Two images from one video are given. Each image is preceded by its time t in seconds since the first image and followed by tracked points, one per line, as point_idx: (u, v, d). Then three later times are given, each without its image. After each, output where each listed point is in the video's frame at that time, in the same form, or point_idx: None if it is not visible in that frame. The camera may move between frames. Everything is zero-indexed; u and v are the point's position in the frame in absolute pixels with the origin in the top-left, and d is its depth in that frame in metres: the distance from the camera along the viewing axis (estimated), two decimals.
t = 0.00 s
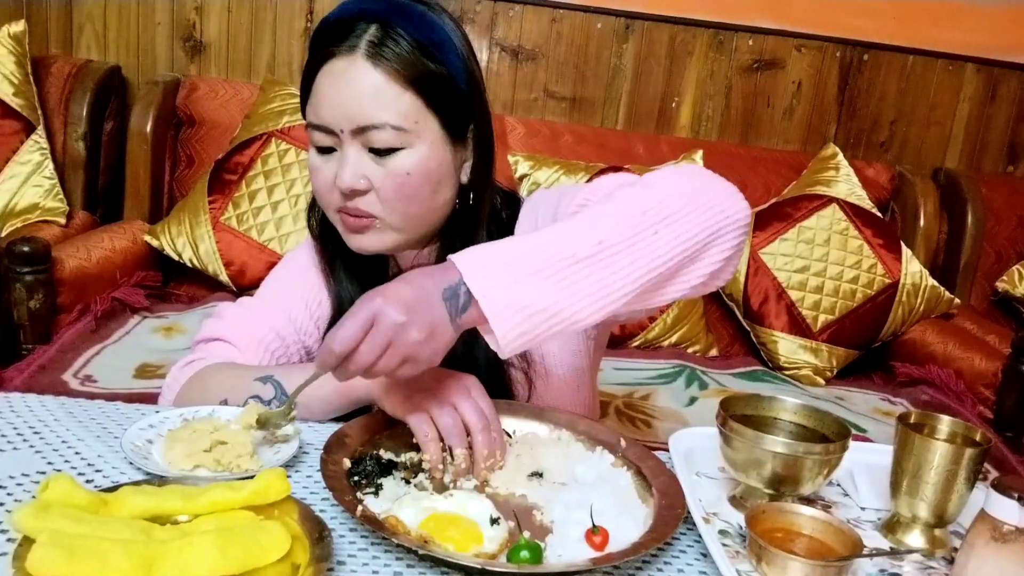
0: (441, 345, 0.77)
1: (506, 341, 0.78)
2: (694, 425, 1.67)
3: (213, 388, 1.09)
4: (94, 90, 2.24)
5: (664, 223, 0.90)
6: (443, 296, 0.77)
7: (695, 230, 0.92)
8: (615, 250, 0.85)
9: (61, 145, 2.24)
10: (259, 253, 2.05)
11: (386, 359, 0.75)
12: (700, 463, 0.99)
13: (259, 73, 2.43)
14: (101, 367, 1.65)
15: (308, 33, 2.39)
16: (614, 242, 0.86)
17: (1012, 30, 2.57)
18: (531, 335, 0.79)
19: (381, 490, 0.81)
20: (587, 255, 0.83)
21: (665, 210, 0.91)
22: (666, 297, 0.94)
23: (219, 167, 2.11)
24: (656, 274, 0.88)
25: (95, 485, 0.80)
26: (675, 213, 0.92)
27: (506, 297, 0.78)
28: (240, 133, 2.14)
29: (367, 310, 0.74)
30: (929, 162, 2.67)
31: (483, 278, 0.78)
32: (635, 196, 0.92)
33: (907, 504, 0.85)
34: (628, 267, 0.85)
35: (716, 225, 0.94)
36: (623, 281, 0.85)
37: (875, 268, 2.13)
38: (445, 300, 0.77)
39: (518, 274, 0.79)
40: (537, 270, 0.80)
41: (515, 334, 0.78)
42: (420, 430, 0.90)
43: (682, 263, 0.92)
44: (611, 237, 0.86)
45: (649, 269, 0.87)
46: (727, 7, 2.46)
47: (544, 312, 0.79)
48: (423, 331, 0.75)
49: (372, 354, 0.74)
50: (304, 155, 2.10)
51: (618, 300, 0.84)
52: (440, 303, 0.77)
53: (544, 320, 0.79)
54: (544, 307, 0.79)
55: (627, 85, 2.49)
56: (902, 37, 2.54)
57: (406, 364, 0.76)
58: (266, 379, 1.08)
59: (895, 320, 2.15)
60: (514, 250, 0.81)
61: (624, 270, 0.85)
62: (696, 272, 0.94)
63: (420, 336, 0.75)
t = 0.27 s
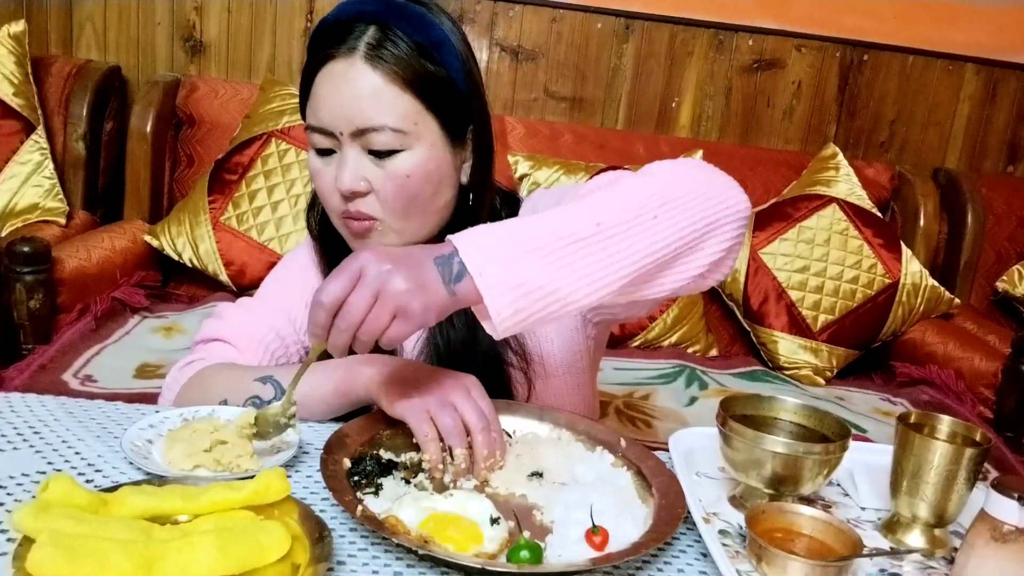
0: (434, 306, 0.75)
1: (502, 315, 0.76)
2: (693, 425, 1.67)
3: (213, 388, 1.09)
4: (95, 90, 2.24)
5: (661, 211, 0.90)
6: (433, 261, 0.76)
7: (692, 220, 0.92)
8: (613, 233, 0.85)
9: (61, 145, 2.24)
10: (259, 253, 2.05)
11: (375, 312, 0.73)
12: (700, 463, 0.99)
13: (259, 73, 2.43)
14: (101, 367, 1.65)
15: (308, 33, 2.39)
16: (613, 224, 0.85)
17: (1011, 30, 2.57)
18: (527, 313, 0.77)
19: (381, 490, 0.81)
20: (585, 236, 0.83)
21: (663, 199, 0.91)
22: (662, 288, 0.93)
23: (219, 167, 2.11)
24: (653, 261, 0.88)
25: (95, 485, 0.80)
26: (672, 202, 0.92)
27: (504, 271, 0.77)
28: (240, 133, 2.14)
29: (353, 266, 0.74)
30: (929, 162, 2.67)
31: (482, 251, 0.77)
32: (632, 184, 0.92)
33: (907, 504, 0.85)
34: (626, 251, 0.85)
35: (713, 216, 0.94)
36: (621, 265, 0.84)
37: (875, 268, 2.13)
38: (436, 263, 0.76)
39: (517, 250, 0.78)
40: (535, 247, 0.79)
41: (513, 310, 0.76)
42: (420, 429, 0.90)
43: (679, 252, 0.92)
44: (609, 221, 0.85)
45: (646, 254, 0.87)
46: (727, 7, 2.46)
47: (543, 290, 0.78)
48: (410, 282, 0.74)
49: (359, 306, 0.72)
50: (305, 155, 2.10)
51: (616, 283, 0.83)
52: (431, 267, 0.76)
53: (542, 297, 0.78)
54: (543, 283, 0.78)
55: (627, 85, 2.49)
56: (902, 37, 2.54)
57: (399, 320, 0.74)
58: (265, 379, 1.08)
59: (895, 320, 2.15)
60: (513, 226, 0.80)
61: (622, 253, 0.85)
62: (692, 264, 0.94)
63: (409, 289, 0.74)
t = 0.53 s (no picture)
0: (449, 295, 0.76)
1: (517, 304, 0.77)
2: (693, 425, 1.67)
3: (213, 388, 1.09)
4: (95, 90, 2.24)
5: (680, 211, 0.91)
6: (454, 247, 0.77)
7: (710, 222, 0.93)
8: (631, 231, 0.85)
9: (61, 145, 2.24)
10: (259, 253, 2.05)
11: (393, 294, 0.73)
12: (700, 462, 0.99)
13: (259, 73, 2.43)
14: (101, 367, 1.65)
15: (308, 33, 2.39)
16: (631, 221, 0.86)
17: (1012, 30, 2.57)
18: (542, 304, 0.78)
19: (381, 490, 0.81)
20: (604, 232, 0.83)
21: (682, 200, 0.92)
22: (675, 287, 0.94)
23: (219, 167, 2.11)
24: (669, 261, 0.88)
25: (95, 485, 0.80)
26: (692, 204, 0.92)
27: (521, 261, 0.77)
28: (240, 133, 2.14)
29: (375, 244, 0.74)
30: (929, 162, 2.67)
31: (500, 240, 0.78)
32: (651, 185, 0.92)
33: (907, 504, 0.85)
34: (642, 249, 0.85)
35: (728, 219, 0.94)
36: (637, 262, 0.84)
37: (875, 268, 2.13)
38: (456, 250, 0.77)
39: (535, 241, 0.79)
40: (553, 240, 0.80)
41: (528, 301, 0.77)
42: (421, 429, 0.90)
43: (695, 253, 0.92)
44: (629, 218, 0.86)
45: (662, 253, 0.87)
46: (727, 7, 2.46)
47: (559, 282, 0.78)
48: (430, 268, 0.74)
49: (378, 286, 0.73)
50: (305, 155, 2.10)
51: (631, 280, 0.84)
52: (451, 255, 0.76)
53: (557, 289, 0.78)
54: (559, 275, 0.78)
55: (627, 85, 2.49)
56: (902, 37, 2.54)
57: (414, 305, 0.75)
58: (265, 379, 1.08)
59: (894, 320, 2.15)
60: (532, 218, 0.81)
61: (640, 251, 0.85)
62: (706, 265, 0.94)
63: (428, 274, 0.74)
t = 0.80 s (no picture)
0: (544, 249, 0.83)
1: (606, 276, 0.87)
2: (693, 425, 1.67)
3: (213, 388, 1.09)
4: (95, 90, 2.24)
5: (755, 217, 1.00)
6: (557, 211, 0.87)
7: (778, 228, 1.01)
8: (709, 228, 0.95)
9: (61, 145, 2.24)
10: (259, 253, 2.05)
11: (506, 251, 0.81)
12: (700, 462, 0.99)
13: (259, 73, 2.43)
14: (101, 367, 1.65)
15: (308, 33, 2.40)
16: (711, 218, 0.96)
17: (1011, 31, 2.57)
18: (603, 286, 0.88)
19: (381, 490, 0.81)
20: (685, 225, 0.94)
21: (738, 210, 0.99)
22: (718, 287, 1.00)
23: (219, 167, 2.11)
24: (739, 262, 0.97)
25: (95, 485, 0.80)
26: (748, 214, 0.99)
27: (619, 237, 0.88)
28: (240, 133, 2.14)
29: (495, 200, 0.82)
30: (929, 162, 2.67)
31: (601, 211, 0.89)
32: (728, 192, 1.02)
33: (907, 504, 0.85)
34: (716, 244, 0.95)
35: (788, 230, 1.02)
36: (707, 257, 0.94)
37: (875, 268, 2.13)
38: (558, 215, 0.87)
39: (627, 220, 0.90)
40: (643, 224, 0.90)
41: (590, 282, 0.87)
42: (421, 429, 0.90)
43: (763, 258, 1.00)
44: (687, 220, 0.94)
45: (733, 253, 0.96)
46: (727, 8, 2.46)
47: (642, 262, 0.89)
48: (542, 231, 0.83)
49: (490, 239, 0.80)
50: (305, 155, 2.10)
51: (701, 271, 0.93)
52: (556, 218, 0.87)
53: (643, 267, 0.89)
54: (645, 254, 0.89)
55: (627, 85, 2.49)
56: (902, 37, 2.54)
57: (523, 264, 0.82)
58: (266, 379, 1.07)
59: (894, 320, 2.15)
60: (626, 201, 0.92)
61: (694, 251, 0.93)
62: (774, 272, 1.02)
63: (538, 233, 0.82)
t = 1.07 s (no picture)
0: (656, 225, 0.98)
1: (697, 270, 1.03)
2: (693, 425, 1.67)
3: (210, 387, 1.09)
4: (95, 90, 2.24)
5: (814, 239, 1.15)
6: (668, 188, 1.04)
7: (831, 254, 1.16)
8: (762, 252, 1.09)
9: (61, 145, 2.24)
10: (259, 253, 2.05)
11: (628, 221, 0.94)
12: (700, 463, 0.99)
13: (259, 73, 2.43)
14: (101, 367, 1.65)
15: (308, 33, 2.39)
16: (781, 236, 1.12)
17: (1012, 30, 2.57)
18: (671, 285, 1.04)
19: (381, 490, 0.81)
20: (743, 247, 1.08)
21: (785, 241, 1.12)
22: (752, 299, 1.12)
23: (219, 167, 2.11)
24: (793, 283, 1.11)
25: (95, 485, 0.80)
26: (794, 245, 1.12)
27: (711, 240, 1.04)
28: (240, 133, 2.14)
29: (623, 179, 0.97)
30: (929, 162, 2.67)
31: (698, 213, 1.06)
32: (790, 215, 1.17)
33: (907, 504, 0.85)
34: (784, 260, 1.10)
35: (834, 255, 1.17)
36: (770, 275, 1.09)
37: (875, 268, 2.13)
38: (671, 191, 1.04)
39: (716, 225, 1.06)
40: (729, 232, 1.07)
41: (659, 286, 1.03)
42: (415, 430, 0.89)
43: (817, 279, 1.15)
44: (743, 242, 1.08)
45: (796, 270, 1.11)
46: (727, 7, 2.46)
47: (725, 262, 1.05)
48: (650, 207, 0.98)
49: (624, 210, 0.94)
50: (305, 155, 2.10)
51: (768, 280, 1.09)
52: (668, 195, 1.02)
53: (728, 268, 1.05)
54: (729, 257, 1.05)
55: (627, 85, 2.49)
56: (902, 37, 2.54)
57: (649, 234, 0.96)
58: (261, 378, 1.07)
59: (895, 320, 2.15)
60: (716, 212, 1.09)
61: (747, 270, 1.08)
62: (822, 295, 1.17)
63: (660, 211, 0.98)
